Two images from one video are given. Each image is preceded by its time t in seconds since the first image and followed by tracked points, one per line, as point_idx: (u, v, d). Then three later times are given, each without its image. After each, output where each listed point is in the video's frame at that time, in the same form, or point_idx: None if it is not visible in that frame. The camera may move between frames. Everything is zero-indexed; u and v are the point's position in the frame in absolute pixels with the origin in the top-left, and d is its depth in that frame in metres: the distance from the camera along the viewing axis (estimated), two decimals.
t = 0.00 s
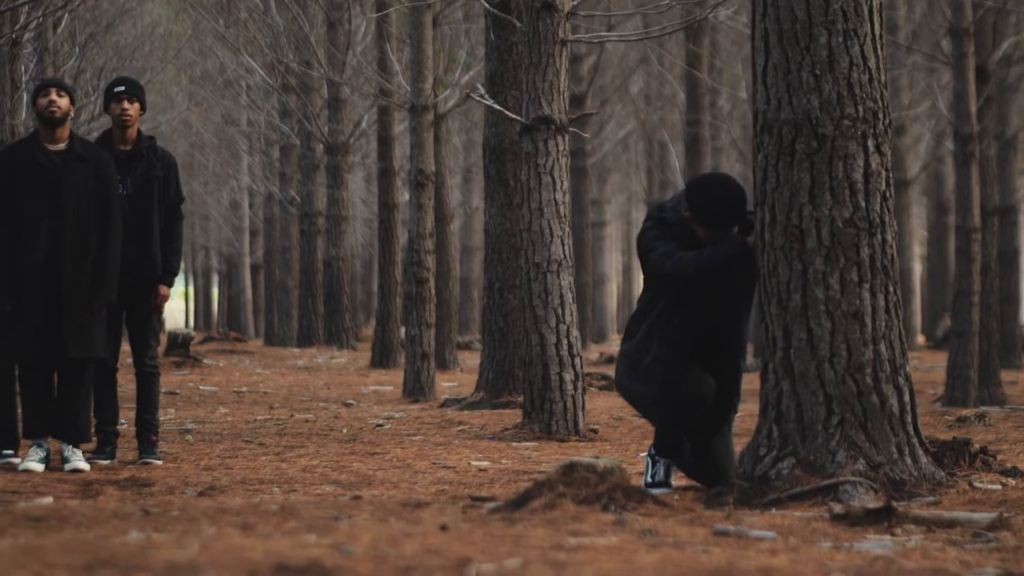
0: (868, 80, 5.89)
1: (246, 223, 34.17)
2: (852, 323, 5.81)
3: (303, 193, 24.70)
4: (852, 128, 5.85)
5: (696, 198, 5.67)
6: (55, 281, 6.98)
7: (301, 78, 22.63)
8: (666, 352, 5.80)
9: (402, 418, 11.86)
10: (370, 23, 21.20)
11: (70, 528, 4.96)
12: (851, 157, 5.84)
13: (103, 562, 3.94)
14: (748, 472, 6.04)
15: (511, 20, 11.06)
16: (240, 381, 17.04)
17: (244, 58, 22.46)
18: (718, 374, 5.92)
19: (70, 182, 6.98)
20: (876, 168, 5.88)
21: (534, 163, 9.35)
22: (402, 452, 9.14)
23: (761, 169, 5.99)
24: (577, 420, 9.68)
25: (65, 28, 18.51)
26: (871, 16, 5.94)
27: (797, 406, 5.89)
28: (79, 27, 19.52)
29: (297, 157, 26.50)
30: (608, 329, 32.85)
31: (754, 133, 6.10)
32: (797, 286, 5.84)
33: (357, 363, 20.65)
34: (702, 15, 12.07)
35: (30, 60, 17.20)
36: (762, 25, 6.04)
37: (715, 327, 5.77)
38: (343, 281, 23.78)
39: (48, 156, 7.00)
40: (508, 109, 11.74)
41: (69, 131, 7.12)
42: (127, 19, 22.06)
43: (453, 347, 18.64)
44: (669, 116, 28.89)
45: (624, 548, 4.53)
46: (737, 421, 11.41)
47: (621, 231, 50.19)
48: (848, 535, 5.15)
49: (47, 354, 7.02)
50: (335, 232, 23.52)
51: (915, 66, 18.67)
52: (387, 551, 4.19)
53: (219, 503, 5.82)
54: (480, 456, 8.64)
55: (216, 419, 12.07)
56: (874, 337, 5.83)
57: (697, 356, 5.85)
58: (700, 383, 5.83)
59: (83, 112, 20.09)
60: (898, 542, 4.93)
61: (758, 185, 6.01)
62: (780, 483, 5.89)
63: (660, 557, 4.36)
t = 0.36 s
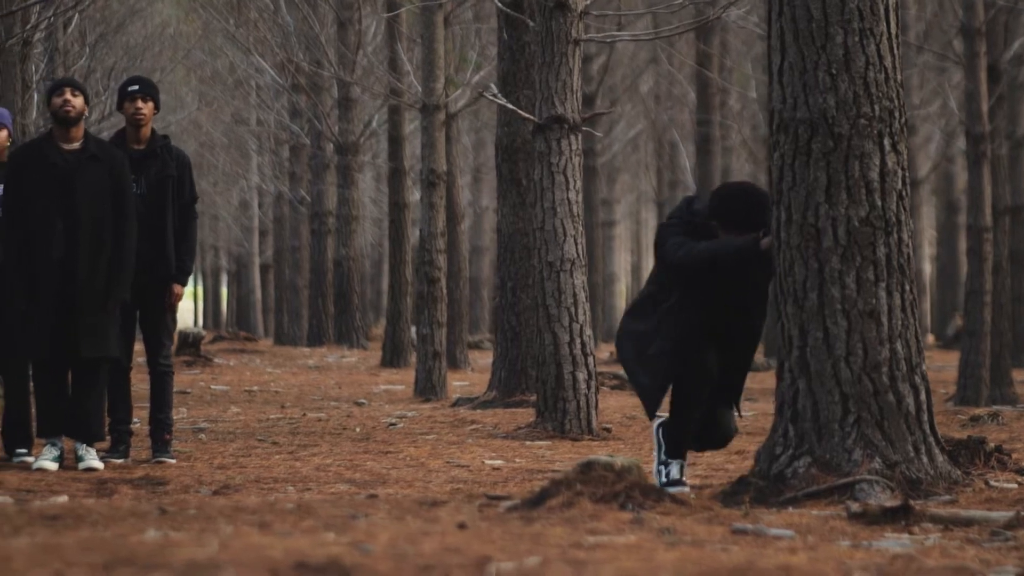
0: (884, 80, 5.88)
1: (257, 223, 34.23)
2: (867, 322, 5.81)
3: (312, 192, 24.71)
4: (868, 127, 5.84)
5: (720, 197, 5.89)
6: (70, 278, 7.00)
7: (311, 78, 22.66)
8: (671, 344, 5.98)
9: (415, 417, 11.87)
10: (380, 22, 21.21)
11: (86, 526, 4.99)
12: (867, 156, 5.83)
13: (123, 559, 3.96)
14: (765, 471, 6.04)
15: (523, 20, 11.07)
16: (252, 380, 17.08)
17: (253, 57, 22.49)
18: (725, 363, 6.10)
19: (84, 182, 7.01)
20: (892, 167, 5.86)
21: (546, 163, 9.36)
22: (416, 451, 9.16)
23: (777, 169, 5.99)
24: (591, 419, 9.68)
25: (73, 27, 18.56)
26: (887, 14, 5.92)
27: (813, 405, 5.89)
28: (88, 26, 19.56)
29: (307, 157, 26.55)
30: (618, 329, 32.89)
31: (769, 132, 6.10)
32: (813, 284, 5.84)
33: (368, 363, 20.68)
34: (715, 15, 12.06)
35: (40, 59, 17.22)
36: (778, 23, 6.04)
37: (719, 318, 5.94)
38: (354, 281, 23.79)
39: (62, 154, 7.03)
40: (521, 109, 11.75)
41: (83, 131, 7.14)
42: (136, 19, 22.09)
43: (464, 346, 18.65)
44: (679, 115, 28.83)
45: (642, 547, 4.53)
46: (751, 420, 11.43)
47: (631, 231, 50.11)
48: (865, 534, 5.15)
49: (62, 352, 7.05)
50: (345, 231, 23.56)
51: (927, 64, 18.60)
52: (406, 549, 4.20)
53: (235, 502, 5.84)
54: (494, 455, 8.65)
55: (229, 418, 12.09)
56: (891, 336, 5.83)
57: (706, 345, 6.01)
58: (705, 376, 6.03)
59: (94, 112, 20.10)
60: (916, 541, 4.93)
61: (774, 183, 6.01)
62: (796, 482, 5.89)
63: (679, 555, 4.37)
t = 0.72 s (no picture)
0: (912, 82, 5.87)
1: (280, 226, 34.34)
2: (895, 324, 5.79)
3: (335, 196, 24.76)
4: (896, 130, 5.82)
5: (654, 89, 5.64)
6: (98, 279, 7.05)
7: (334, 81, 22.72)
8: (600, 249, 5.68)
9: (440, 420, 11.88)
10: (403, 26, 21.24)
11: (114, 528, 5.02)
12: (895, 158, 5.82)
13: (153, 561, 3.98)
14: (793, 474, 6.03)
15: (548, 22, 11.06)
16: (275, 383, 17.15)
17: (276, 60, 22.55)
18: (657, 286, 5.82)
19: (111, 182, 7.05)
20: (920, 170, 5.85)
21: (572, 165, 9.35)
22: (442, 454, 9.17)
23: (805, 171, 5.98)
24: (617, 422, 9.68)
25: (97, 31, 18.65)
26: (915, 17, 5.91)
27: (842, 408, 5.88)
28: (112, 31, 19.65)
29: (329, 160, 26.62)
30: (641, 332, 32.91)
31: (797, 134, 6.09)
32: (841, 287, 5.84)
33: (390, 366, 20.73)
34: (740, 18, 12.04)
35: (65, 63, 17.30)
36: (806, 25, 6.02)
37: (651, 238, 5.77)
38: (377, 284, 23.85)
39: (90, 156, 7.07)
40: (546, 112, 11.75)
41: (110, 133, 7.19)
42: (159, 23, 22.18)
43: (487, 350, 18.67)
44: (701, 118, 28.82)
45: (673, 549, 4.53)
46: (777, 423, 11.42)
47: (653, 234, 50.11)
48: (895, 537, 5.13)
49: (88, 353, 7.10)
50: (368, 235, 23.63)
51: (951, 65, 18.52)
52: (436, 551, 4.21)
53: (262, 505, 5.87)
54: (519, 459, 8.66)
55: (253, 421, 12.14)
56: (919, 339, 5.81)
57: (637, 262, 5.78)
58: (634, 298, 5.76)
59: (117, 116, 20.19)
60: (946, 544, 4.90)
61: (802, 185, 6.01)
62: (824, 485, 5.87)
63: (709, 558, 4.37)
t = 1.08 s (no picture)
0: (950, 80, 5.85)
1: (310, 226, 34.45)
2: (933, 322, 5.78)
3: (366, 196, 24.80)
4: (934, 128, 5.81)
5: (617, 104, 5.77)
6: (133, 279, 7.10)
7: (365, 81, 22.76)
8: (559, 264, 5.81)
9: (473, 419, 11.91)
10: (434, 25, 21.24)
11: (154, 526, 5.06)
12: (933, 157, 5.80)
13: (197, 559, 4.02)
14: (831, 472, 6.02)
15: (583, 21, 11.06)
16: (307, 382, 17.20)
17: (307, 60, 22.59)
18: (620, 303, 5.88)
19: (146, 182, 7.11)
20: (958, 168, 5.83)
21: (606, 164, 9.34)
22: (476, 453, 9.19)
23: (842, 169, 5.97)
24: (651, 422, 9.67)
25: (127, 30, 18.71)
26: (952, 15, 5.89)
27: (880, 406, 5.86)
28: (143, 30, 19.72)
29: (360, 160, 26.69)
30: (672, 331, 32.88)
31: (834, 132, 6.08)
32: (879, 285, 5.82)
33: (421, 365, 20.79)
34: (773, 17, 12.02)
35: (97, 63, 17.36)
36: (843, 24, 6.01)
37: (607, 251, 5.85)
38: (407, 284, 23.90)
39: (125, 156, 7.12)
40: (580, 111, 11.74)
41: (145, 133, 7.25)
42: (190, 23, 22.24)
43: (519, 349, 18.68)
44: (732, 117, 28.72)
45: (714, 547, 4.54)
46: (811, 422, 11.40)
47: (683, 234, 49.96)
48: (935, 535, 5.12)
49: (123, 351, 7.15)
50: (399, 235, 23.70)
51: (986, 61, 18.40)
52: (479, 550, 4.23)
53: (300, 503, 5.90)
54: (554, 458, 8.67)
55: (287, 420, 12.19)
56: (957, 337, 5.79)
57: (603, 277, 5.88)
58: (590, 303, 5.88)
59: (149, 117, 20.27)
60: (988, 542, 4.88)
61: (839, 183, 6.00)
62: (862, 484, 5.86)
63: (751, 556, 4.37)
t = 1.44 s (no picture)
0: (987, 79, 5.81)
1: (341, 227, 34.57)
2: (971, 321, 5.75)
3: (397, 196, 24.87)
4: (971, 127, 5.78)
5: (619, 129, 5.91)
6: (169, 279, 7.15)
7: (396, 82, 22.83)
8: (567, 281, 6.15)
9: (507, 419, 11.94)
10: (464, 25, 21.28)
11: (193, 525, 5.11)
12: (970, 156, 5.77)
13: (239, 557, 4.05)
14: (868, 472, 5.99)
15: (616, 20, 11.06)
16: (339, 383, 17.27)
17: (338, 60, 22.67)
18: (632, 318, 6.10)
19: (181, 182, 7.16)
20: (996, 167, 5.79)
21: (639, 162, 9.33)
22: (511, 453, 9.21)
23: (879, 168, 5.95)
24: (685, 421, 9.66)
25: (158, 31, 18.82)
26: (990, 13, 5.85)
27: (917, 405, 5.83)
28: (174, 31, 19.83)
29: (391, 160, 26.76)
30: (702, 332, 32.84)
31: (872, 131, 6.05)
32: (917, 285, 5.80)
33: (453, 365, 20.82)
34: (807, 16, 12.00)
35: (129, 64, 17.47)
36: (881, 23, 5.98)
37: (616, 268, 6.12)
38: (438, 284, 23.96)
39: (161, 157, 7.17)
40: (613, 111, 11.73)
41: (180, 132, 7.30)
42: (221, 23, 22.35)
43: (550, 350, 18.69)
44: (763, 117, 28.65)
45: (754, 546, 4.53)
46: (845, 423, 11.38)
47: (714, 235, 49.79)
48: (976, 534, 5.09)
49: (159, 351, 7.20)
50: (429, 235, 23.75)
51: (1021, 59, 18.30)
52: (520, 548, 4.25)
53: (338, 503, 5.93)
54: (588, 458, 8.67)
55: (321, 420, 12.26)
56: (994, 336, 5.76)
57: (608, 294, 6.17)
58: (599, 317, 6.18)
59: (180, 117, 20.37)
60: None
61: (876, 183, 5.97)
62: (900, 484, 5.83)
63: (792, 555, 4.37)
